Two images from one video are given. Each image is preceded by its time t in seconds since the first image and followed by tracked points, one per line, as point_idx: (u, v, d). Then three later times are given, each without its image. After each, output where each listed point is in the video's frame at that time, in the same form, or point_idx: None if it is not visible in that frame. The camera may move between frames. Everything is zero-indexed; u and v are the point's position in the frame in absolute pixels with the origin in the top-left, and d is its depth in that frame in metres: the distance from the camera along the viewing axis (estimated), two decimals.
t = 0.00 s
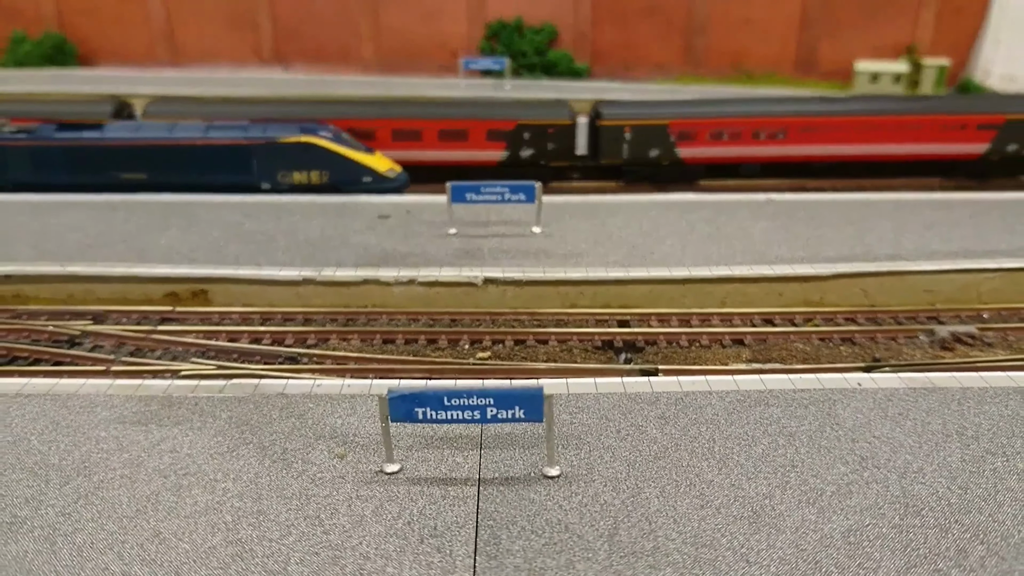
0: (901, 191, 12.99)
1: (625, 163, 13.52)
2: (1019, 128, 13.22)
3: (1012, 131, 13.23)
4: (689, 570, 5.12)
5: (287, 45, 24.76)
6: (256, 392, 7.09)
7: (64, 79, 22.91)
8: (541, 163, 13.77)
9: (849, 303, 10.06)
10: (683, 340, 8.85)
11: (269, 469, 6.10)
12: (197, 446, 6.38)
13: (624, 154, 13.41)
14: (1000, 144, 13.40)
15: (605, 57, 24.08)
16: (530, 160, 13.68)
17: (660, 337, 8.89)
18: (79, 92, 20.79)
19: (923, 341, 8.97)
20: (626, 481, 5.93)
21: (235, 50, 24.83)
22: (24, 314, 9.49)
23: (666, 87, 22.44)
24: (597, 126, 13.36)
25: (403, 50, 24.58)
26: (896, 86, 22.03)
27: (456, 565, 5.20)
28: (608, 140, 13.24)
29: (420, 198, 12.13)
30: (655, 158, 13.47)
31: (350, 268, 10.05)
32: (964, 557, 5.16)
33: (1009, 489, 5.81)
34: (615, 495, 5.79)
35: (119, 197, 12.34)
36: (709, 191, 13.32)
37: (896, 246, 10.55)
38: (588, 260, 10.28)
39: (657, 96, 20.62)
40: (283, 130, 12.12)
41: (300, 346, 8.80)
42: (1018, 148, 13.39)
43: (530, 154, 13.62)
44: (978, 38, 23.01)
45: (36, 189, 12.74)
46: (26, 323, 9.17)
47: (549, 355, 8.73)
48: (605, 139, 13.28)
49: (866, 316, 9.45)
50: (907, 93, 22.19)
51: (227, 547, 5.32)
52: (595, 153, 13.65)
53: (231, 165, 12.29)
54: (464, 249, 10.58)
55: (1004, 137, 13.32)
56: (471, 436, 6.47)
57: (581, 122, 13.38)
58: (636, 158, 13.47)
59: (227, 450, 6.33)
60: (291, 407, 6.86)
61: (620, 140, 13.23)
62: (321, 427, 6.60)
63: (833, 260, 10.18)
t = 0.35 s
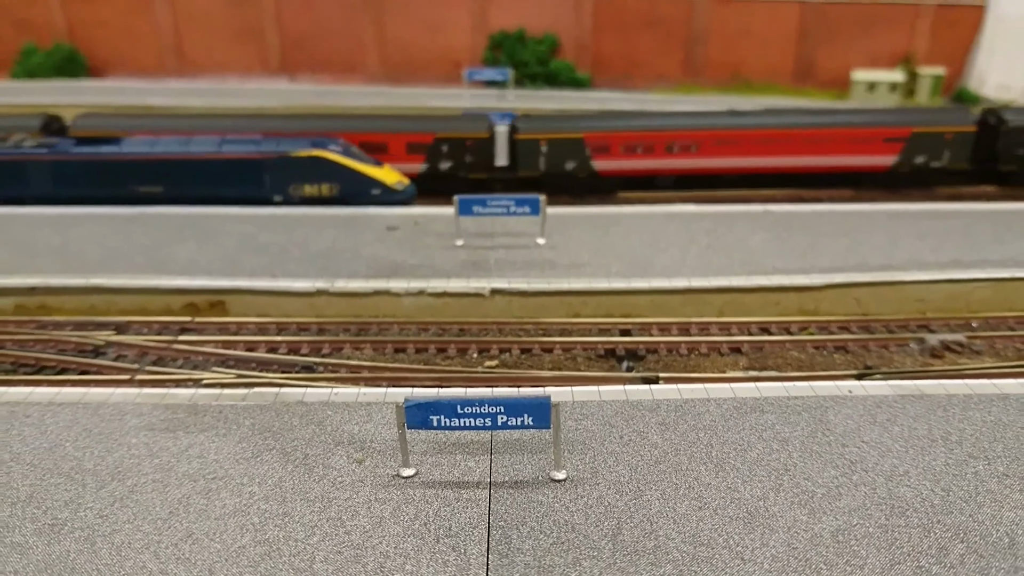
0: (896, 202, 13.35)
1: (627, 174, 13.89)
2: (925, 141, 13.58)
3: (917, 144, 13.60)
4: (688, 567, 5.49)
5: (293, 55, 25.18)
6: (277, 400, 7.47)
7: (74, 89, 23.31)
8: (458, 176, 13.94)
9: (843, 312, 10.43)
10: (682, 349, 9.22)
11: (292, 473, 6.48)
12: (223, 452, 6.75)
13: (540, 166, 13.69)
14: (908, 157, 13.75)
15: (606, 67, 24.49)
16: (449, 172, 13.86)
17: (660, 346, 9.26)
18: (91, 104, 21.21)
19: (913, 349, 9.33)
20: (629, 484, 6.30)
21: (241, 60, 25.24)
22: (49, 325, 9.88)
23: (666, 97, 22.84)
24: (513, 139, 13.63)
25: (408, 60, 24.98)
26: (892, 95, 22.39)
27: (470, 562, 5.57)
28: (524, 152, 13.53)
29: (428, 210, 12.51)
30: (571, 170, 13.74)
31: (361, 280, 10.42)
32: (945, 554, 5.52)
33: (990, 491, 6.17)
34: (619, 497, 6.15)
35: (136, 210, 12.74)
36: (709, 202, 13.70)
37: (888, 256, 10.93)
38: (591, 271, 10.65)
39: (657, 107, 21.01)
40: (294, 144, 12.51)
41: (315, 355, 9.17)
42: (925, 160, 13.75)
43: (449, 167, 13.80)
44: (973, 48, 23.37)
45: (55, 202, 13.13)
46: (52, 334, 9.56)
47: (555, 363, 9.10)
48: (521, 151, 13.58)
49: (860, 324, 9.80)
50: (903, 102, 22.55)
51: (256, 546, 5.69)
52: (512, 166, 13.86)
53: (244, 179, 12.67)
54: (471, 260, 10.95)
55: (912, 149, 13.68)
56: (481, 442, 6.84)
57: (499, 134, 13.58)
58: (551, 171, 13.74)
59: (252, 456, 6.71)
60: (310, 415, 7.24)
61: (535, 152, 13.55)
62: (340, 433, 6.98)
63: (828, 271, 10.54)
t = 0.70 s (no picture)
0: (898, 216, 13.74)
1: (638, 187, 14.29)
2: (844, 156, 14.06)
3: (837, 159, 14.05)
4: (706, 567, 5.88)
5: (304, 67, 25.65)
6: (310, 409, 7.86)
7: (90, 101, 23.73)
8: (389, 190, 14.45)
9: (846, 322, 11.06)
10: (694, 360, 9.60)
11: (330, 479, 6.88)
12: (263, 459, 7.15)
13: (469, 181, 14.03)
14: (828, 172, 14.17)
15: (612, 79, 24.92)
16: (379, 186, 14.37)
17: (672, 357, 9.64)
18: (108, 116, 21.66)
19: (915, 359, 9.73)
20: (648, 490, 6.69)
21: (253, 72, 25.70)
22: (85, 336, 10.29)
23: (671, 109, 23.27)
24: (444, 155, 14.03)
25: (417, 72, 25.43)
26: (894, 107, 22.81)
27: (502, 563, 5.96)
28: (453, 167, 13.89)
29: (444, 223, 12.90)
30: (500, 185, 14.07)
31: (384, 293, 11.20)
32: (946, 556, 5.91)
33: (988, 496, 6.55)
34: (639, 502, 6.54)
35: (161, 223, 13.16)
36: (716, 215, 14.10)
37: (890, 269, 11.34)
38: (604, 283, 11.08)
39: (662, 119, 21.45)
40: (315, 160, 12.99)
41: (341, 366, 9.56)
42: (846, 175, 14.18)
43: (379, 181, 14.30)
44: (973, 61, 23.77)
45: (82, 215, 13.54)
46: (89, 345, 9.97)
47: (572, 374, 9.50)
48: (451, 166, 13.98)
49: (863, 336, 10.20)
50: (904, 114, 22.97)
51: (301, 548, 6.09)
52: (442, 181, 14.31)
53: (266, 193, 13.08)
54: (488, 273, 11.35)
55: (831, 165, 14.13)
56: (507, 449, 7.24)
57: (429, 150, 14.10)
58: (480, 184, 14.09)
59: (291, 462, 7.11)
60: (343, 423, 7.64)
61: (464, 167, 13.89)
62: (372, 441, 7.37)
63: (827, 285, 11.15)
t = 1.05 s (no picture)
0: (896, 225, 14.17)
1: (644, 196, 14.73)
2: (763, 167, 14.43)
3: (755, 170, 14.42)
4: (713, 557, 6.27)
5: (315, 75, 26.12)
6: (336, 410, 8.32)
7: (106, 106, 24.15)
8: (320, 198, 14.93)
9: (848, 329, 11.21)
10: (699, 363, 10.00)
11: (357, 475, 7.29)
12: (294, 457, 7.56)
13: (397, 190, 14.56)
14: (748, 183, 14.57)
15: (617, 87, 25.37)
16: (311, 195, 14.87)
17: (679, 360, 10.04)
18: (124, 122, 22.11)
19: (912, 363, 10.11)
20: (658, 486, 7.09)
21: (265, 79, 26.17)
22: (115, 339, 10.71)
23: (676, 116, 23.69)
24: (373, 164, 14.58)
25: (425, 79, 25.90)
26: (895, 115, 23.21)
27: (522, 553, 6.36)
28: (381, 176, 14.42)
29: (458, 231, 13.35)
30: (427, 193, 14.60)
31: (401, 298, 11.26)
32: (938, 548, 6.30)
33: (978, 493, 6.94)
34: (649, 498, 6.94)
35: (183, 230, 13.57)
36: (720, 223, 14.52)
37: (889, 277, 11.74)
38: (613, 290, 11.47)
39: (667, 127, 21.87)
40: (332, 169, 13.36)
41: (361, 368, 9.97)
42: (764, 185, 14.59)
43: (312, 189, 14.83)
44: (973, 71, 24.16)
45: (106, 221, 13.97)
46: (119, 347, 10.39)
47: (582, 376, 9.87)
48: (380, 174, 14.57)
49: (863, 341, 10.58)
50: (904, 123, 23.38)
51: (333, 539, 6.50)
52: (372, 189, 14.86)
53: (285, 201, 13.51)
54: (501, 280, 11.78)
55: (751, 175, 14.48)
56: (523, 448, 7.65)
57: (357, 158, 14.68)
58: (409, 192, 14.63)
59: (319, 460, 7.52)
60: (368, 423, 8.07)
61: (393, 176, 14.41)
62: (396, 440, 7.79)
63: (833, 290, 11.35)
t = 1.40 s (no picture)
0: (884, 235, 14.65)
1: (639, 206, 15.24)
2: (674, 178, 14.95)
3: (665, 182, 14.96)
4: (700, 552, 6.73)
5: (319, 82, 26.59)
6: (345, 414, 8.78)
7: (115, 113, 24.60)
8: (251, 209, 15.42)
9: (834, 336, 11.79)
10: (692, 369, 10.44)
11: (367, 476, 7.75)
12: (307, 458, 8.03)
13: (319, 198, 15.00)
14: (658, 194, 15.10)
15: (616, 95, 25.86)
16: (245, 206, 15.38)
17: (673, 366, 10.47)
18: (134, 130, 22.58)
19: (897, 370, 10.54)
20: (649, 486, 7.55)
21: (270, 87, 26.65)
22: (132, 345, 11.16)
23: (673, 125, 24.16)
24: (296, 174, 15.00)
25: (428, 87, 26.39)
26: (889, 124, 23.74)
27: (521, 548, 6.82)
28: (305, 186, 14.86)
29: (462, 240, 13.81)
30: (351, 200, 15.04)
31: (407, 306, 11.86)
32: (911, 544, 6.75)
33: (951, 493, 7.39)
34: (642, 497, 7.39)
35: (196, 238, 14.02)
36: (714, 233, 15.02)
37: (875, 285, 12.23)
38: (610, 298, 12.18)
39: (666, 135, 22.29)
40: (340, 179, 13.92)
41: (369, 373, 10.41)
42: (674, 196, 15.10)
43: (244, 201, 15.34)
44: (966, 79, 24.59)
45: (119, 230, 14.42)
46: (137, 353, 10.85)
47: (580, 381, 10.35)
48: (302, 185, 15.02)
49: (850, 348, 11.02)
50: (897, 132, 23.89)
51: (345, 535, 6.96)
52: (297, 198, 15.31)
53: (293, 210, 13.96)
54: (503, 288, 12.25)
55: (663, 185, 15.01)
56: (524, 450, 8.11)
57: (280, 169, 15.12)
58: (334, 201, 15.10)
59: (331, 461, 7.99)
60: (376, 426, 8.54)
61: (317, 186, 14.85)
62: (403, 442, 8.26)
63: (816, 299, 11.99)
